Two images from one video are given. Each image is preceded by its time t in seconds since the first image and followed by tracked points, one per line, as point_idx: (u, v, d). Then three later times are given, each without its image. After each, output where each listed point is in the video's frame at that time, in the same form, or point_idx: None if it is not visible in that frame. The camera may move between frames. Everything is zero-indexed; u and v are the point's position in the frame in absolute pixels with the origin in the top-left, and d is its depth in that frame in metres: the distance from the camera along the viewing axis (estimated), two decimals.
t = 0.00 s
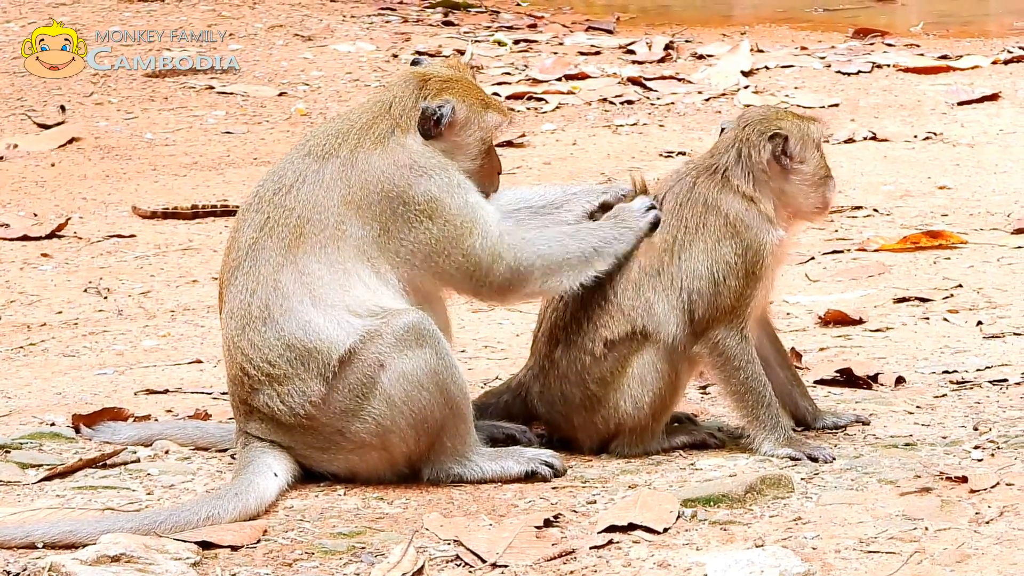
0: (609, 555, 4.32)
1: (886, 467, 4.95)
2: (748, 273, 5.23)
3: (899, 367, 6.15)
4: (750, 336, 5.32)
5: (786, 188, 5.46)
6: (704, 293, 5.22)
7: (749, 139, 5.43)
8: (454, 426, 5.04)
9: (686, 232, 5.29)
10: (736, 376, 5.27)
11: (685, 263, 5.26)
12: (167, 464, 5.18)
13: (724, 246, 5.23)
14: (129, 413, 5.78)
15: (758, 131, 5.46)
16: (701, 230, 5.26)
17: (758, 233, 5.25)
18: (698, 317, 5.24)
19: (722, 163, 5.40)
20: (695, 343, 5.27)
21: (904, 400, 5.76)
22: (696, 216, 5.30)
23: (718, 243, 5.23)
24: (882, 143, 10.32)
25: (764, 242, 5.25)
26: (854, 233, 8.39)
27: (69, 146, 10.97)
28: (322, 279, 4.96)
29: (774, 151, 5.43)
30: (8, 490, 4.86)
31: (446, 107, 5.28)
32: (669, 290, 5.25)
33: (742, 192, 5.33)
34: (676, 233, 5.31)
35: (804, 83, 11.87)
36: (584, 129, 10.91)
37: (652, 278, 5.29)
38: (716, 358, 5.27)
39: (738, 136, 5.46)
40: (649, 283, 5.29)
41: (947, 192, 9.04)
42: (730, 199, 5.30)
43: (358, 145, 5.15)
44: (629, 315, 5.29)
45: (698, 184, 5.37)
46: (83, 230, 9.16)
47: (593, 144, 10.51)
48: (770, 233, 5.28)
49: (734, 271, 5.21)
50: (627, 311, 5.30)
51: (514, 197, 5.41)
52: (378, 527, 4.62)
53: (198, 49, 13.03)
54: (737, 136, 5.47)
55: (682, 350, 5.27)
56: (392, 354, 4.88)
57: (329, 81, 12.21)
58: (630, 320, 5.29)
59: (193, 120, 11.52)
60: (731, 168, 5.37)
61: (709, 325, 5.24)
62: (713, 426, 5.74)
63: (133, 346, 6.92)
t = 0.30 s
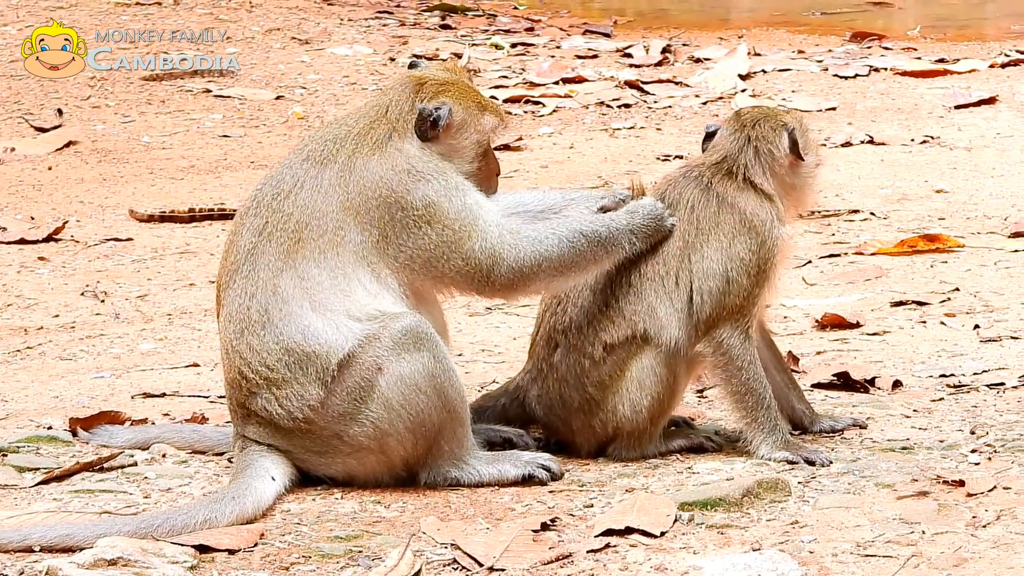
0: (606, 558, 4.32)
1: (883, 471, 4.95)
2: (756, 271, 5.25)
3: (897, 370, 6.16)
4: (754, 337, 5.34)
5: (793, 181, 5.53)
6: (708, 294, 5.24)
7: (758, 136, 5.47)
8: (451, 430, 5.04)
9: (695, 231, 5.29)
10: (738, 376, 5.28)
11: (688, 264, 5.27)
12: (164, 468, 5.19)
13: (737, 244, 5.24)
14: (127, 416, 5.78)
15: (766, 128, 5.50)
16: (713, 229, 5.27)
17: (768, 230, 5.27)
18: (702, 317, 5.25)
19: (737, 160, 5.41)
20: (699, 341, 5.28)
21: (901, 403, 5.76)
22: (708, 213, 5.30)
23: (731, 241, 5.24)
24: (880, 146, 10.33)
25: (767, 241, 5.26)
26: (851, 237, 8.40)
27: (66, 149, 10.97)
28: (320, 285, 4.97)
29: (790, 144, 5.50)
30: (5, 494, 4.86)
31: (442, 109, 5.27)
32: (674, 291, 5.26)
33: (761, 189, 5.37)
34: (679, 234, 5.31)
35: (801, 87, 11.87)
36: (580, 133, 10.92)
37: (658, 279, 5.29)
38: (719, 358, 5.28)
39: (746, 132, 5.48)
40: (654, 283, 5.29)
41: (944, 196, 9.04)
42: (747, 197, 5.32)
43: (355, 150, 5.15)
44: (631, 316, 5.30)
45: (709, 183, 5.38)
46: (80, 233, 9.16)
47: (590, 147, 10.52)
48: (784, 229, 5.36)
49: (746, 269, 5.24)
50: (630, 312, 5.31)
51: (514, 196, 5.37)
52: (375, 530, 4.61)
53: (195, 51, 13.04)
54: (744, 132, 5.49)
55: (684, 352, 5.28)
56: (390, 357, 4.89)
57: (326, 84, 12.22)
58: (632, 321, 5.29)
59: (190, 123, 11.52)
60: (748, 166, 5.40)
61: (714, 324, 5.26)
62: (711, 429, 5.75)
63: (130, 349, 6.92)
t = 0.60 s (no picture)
0: (604, 562, 4.32)
1: (881, 475, 4.95)
2: (756, 274, 5.26)
3: (895, 374, 6.16)
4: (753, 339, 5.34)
5: (791, 182, 5.52)
6: (708, 296, 5.24)
7: (755, 137, 5.46)
8: (450, 432, 5.03)
9: (693, 234, 5.30)
10: (736, 379, 5.27)
11: (688, 268, 5.27)
12: (162, 471, 5.18)
13: (738, 246, 5.24)
14: (125, 420, 5.78)
15: (763, 130, 5.49)
16: (712, 232, 5.27)
17: (768, 232, 5.27)
18: (699, 320, 5.26)
19: (737, 163, 5.41)
20: (698, 343, 5.29)
21: (899, 407, 5.76)
22: (706, 216, 5.30)
23: (732, 244, 5.24)
24: (878, 150, 10.34)
25: (768, 242, 5.26)
26: (849, 241, 8.41)
27: (64, 153, 10.97)
28: (316, 289, 4.97)
29: (786, 150, 5.49)
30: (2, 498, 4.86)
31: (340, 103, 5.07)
32: (672, 295, 5.27)
33: (761, 192, 5.38)
34: (678, 239, 5.32)
35: (799, 91, 11.88)
36: (578, 137, 10.92)
37: (655, 282, 5.30)
38: (717, 361, 5.28)
39: (742, 134, 5.47)
40: (652, 287, 5.30)
41: (942, 201, 9.05)
42: (745, 200, 5.32)
43: (347, 156, 5.13)
44: (628, 320, 5.31)
45: (708, 186, 5.38)
46: (78, 237, 9.16)
47: (588, 151, 10.53)
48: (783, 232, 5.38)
49: (746, 271, 5.24)
50: (626, 316, 5.32)
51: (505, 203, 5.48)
52: (373, 534, 4.61)
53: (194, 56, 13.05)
54: (741, 134, 5.48)
55: (681, 355, 5.29)
56: (389, 359, 4.89)
57: (324, 88, 12.23)
58: (629, 325, 5.30)
59: (189, 127, 11.52)
60: (748, 168, 5.39)
61: (713, 326, 5.26)
62: (709, 433, 5.74)
63: (128, 353, 6.92)
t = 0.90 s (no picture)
0: (603, 569, 4.32)
1: (880, 482, 4.95)
2: (758, 281, 5.26)
3: (894, 381, 6.16)
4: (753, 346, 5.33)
5: (790, 188, 5.53)
6: (709, 303, 5.24)
7: (756, 144, 5.47)
8: (450, 439, 5.03)
9: (694, 241, 5.29)
10: (736, 386, 5.27)
11: (689, 275, 5.27)
12: (162, 477, 5.18)
13: (739, 253, 5.24)
14: (124, 426, 5.78)
15: (763, 136, 5.50)
16: (714, 239, 5.27)
17: (770, 238, 5.28)
18: (699, 327, 5.25)
19: (738, 169, 5.41)
20: (698, 350, 5.29)
21: (898, 414, 5.76)
22: (707, 223, 5.30)
23: (733, 250, 5.25)
24: (878, 157, 10.35)
25: (768, 249, 5.27)
26: (849, 247, 8.41)
27: (64, 159, 10.97)
28: (315, 297, 4.98)
29: (787, 155, 5.51)
30: (2, 504, 4.86)
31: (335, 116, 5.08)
32: (672, 302, 5.27)
33: (761, 199, 5.39)
34: (679, 246, 5.32)
35: (799, 97, 11.89)
36: (578, 143, 10.93)
37: (656, 289, 5.30)
38: (718, 367, 5.27)
39: (743, 141, 5.48)
40: (653, 294, 5.30)
41: (942, 207, 9.05)
42: (747, 206, 5.32)
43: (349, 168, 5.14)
44: (628, 327, 5.30)
45: (709, 193, 5.38)
46: (77, 243, 9.16)
47: (588, 158, 10.54)
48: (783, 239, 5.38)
49: (747, 278, 5.24)
50: (626, 323, 5.31)
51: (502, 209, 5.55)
52: (373, 540, 4.61)
53: (193, 62, 13.06)
54: (742, 141, 5.49)
55: (681, 361, 5.28)
56: (389, 365, 4.89)
57: (324, 94, 12.24)
58: (629, 332, 5.30)
59: (189, 133, 11.52)
60: (749, 174, 5.40)
61: (713, 333, 5.26)
62: (708, 440, 5.74)
63: (127, 359, 6.92)
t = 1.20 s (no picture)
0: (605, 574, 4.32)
1: (881, 487, 4.95)
2: (760, 286, 5.27)
3: (896, 387, 6.16)
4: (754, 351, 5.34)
5: (791, 193, 5.55)
6: (711, 308, 5.25)
7: (757, 149, 5.49)
8: (451, 444, 5.04)
9: (697, 246, 5.30)
10: (738, 391, 5.28)
11: (692, 280, 5.27)
12: (163, 482, 5.19)
13: (742, 259, 5.25)
14: (125, 431, 5.78)
15: (765, 141, 5.52)
16: (717, 244, 5.28)
17: (772, 244, 5.30)
18: (702, 332, 5.26)
19: (740, 175, 5.43)
20: (699, 355, 5.29)
21: (900, 419, 5.76)
22: (710, 228, 5.30)
23: (736, 256, 5.25)
24: (879, 162, 10.35)
25: (770, 255, 5.28)
26: (850, 253, 8.41)
27: (65, 164, 10.98)
28: (315, 303, 4.97)
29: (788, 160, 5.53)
30: (3, 509, 4.86)
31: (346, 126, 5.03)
32: (674, 307, 5.28)
33: (763, 204, 5.41)
34: (682, 251, 5.32)
35: (800, 103, 11.90)
36: (579, 149, 10.94)
37: (658, 295, 5.30)
38: (719, 372, 5.28)
39: (744, 146, 5.50)
40: (655, 299, 5.30)
41: (943, 212, 9.05)
42: (750, 213, 5.34)
43: (349, 177, 5.10)
44: (630, 332, 5.30)
45: (710, 199, 5.38)
46: (78, 248, 9.17)
47: (589, 163, 10.54)
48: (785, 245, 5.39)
49: (750, 283, 5.25)
50: (628, 328, 5.31)
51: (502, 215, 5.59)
52: (374, 545, 4.60)
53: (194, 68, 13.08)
54: (743, 146, 5.51)
55: (682, 367, 5.29)
56: (390, 370, 4.90)
57: (325, 99, 12.25)
58: (630, 337, 5.30)
59: (190, 138, 11.52)
60: (751, 180, 5.42)
61: (715, 338, 5.26)
62: (710, 445, 5.74)
63: (128, 364, 6.93)
